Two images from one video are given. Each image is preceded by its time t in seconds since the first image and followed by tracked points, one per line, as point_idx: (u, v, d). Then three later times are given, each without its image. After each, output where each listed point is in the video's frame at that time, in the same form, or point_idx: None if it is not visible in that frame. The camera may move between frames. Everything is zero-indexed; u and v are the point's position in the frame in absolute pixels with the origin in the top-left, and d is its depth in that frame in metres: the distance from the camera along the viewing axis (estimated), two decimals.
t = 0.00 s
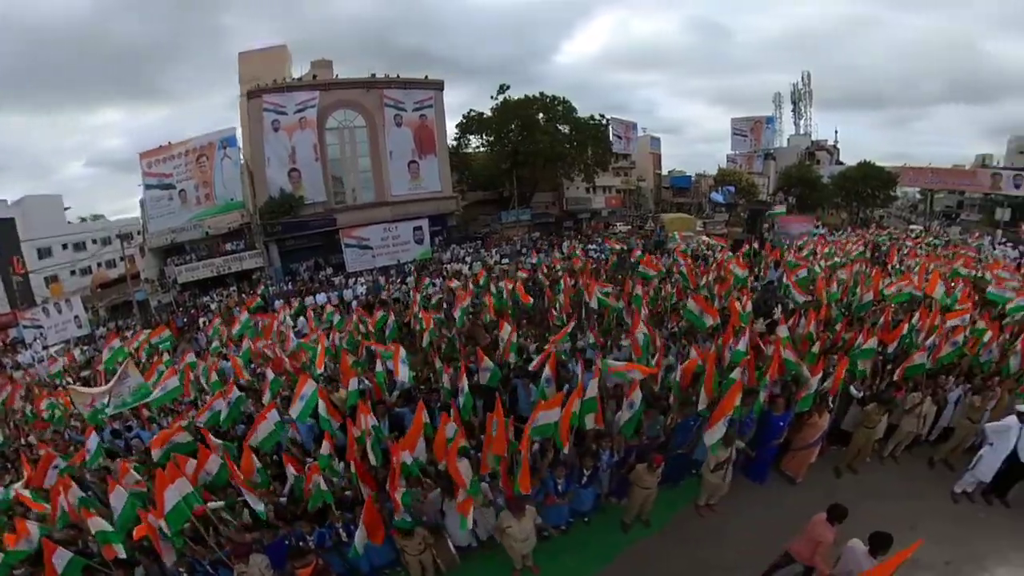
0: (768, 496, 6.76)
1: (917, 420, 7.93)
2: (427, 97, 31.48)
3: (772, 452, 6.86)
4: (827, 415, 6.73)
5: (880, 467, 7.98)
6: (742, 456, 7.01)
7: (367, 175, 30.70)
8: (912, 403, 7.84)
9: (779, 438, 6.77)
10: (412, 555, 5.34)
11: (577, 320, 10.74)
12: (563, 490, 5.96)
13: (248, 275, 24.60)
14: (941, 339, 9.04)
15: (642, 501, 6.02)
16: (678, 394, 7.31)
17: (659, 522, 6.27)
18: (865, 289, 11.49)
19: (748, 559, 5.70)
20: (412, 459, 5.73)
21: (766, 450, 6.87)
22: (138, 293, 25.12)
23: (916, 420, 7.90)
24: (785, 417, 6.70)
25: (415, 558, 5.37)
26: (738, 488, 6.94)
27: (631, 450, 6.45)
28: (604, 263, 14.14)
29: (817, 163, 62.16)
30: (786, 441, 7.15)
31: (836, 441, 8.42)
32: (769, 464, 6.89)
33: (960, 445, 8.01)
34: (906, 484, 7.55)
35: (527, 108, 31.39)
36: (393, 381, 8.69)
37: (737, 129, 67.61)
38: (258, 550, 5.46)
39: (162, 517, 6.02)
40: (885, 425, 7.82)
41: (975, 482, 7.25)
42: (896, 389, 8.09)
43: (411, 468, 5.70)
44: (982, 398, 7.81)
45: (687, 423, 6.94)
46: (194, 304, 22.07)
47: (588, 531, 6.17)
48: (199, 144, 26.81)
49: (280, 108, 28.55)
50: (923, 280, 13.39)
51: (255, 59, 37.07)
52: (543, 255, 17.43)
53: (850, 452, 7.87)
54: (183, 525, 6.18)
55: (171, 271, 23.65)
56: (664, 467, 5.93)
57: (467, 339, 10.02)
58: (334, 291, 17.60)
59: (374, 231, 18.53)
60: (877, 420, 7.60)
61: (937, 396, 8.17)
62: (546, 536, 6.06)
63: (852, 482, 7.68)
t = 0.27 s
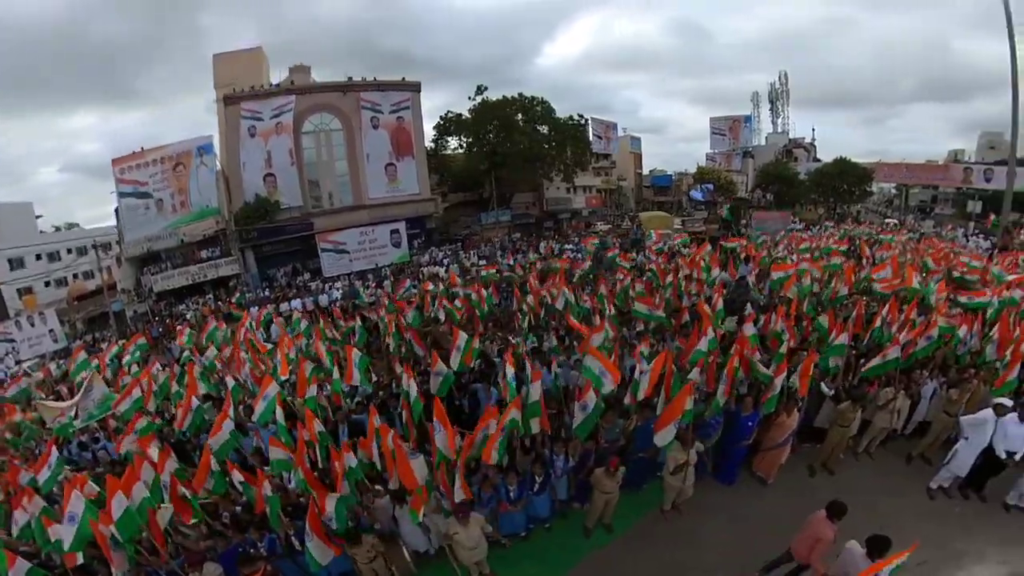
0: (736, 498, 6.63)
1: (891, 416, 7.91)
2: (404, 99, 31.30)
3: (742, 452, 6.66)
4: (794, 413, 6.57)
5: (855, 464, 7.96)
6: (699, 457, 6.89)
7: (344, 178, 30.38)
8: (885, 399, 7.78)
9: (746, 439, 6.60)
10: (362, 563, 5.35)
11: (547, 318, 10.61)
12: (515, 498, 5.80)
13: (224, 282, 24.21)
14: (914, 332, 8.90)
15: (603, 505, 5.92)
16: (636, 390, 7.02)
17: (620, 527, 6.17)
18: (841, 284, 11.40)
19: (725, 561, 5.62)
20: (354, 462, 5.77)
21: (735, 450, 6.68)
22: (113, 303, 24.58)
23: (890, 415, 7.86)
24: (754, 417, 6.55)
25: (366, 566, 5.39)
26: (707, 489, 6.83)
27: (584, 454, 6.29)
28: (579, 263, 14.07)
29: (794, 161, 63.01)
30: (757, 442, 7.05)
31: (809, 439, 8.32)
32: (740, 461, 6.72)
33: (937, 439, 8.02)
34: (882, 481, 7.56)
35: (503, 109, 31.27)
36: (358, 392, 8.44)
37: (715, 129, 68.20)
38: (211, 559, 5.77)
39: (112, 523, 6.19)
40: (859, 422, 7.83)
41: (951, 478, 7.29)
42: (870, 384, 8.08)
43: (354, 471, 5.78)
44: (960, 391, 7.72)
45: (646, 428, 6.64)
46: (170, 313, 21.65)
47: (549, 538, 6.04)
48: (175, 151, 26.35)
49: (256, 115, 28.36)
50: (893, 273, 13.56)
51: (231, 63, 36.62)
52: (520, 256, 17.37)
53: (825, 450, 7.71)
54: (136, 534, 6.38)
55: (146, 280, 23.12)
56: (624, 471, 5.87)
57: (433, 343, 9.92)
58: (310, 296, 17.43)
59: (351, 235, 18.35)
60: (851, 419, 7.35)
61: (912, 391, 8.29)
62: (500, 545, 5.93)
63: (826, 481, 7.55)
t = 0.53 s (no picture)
0: (709, 504, 6.57)
1: (868, 418, 7.88)
2: (389, 103, 31.27)
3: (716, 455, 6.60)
4: (769, 418, 6.44)
5: (835, 468, 7.93)
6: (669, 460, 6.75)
7: (329, 182, 30.33)
8: (862, 401, 7.76)
9: (718, 442, 6.47)
10: (322, 570, 5.45)
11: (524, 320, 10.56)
12: (475, 506, 5.78)
13: (210, 289, 24.06)
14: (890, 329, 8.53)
15: (565, 513, 5.89)
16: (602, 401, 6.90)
17: (588, 533, 6.12)
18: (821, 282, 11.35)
19: (706, 563, 5.64)
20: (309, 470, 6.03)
21: (709, 454, 6.60)
22: (99, 313, 24.29)
23: (868, 417, 7.82)
24: (725, 421, 6.41)
25: (327, 573, 5.49)
26: (684, 497, 6.71)
27: (546, 463, 6.13)
28: (559, 264, 14.08)
29: (779, 160, 63.72)
30: (731, 446, 6.94)
31: (787, 442, 7.82)
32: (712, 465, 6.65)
33: (918, 439, 8.04)
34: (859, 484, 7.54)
35: (486, 111, 31.26)
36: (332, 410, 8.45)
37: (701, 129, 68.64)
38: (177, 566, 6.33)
39: (78, 530, 6.57)
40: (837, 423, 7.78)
41: (933, 481, 7.34)
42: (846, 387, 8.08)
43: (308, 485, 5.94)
44: (940, 391, 7.74)
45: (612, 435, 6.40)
46: (156, 321, 21.43)
47: (516, 546, 6.01)
48: (157, 157, 26.05)
49: (241, 121, 28.05)
50: (869, 269, 13.72)
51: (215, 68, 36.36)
52: (503, 258, 17.34)
53: (806, 453, 7.17)
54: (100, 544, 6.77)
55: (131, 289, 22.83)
56: (583, 477, 5.83)
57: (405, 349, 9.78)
58: (294, 301, 17.33)
59: (335, 240, 18.27)
60: (831, 422, 6.88)
61: (891, 391, 8.28)
62: (461, 552, 5.90)
63: (805, 485, 7.07)
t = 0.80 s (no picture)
0: (685, 511, 6.60)
1: (846, 421, 7.89)
2: (376, 108, 31.24)
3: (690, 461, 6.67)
4: (742, 424, 6.50)
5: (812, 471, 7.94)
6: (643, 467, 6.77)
7: (316, 187, 30.27)
8: (839, 405, 7.77)
9: (690, 448, 6.55)
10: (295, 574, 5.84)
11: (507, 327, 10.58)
12: (444, 512, 5.85)
13: (198, 296, 23.95)
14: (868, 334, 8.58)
15: (533, 521, 5.95)
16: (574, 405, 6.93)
17: (560, 539, 6.16)
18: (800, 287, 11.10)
19: (685, 566, 5.70)
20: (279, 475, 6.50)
21: (682, 460, 6.68)
22: (86, 321, 24.11)
23: (846, 421, 7.85)
24: (695, 426, 6.51)
25: None
26: (663, 503, 6.74)
27: (516, 469, 6.24)
28: (543, 268, 14.16)
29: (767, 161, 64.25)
30: (706, 452, 6.98)
31: (765, 446, 7.77)
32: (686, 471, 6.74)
33: (897, 441, 8.07)
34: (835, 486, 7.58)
35: (473, 114, 31.38)
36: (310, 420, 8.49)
37: (690, 130, 69.02)
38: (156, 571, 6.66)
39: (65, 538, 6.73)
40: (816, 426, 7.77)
41: (913, 484, 7.36)
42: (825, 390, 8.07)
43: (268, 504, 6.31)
44: (920, 394, 7.79)
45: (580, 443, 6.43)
46: (143, 329, 21.30)
47: (489, 552, 6.06)
48: (143, 162, 25.78)
49: (229, 126, 28.00)
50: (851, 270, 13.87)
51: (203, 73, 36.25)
52: (491, 261, 17.38)
53: (783, 458, 7.12)
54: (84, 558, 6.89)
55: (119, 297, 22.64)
56: (547, 484, 5.88)
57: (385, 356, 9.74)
58: (281, 307, 17.32)
59: (321, 245, 18.29)
60: (807, 426, 6.82)
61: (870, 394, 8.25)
62: (435, 556, 5.99)
63: (782, 490, 7.06)
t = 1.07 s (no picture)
0: (659, 517, 6.63)
1: (823, 428, 7.85)
2: (363, 112, 31.19)
3: (663, 468, 6.70)
4: (715, 431, 6.50)
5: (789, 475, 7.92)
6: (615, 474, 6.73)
7: (303, 193, 30.21)
8: (816, 411, 7.76)
9: (663, 455, 6.55)
10: None
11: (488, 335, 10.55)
12: (414, 519, 5.91)
13: (185, 303, 23.84)
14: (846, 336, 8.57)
15: (503, 528, 5.99)
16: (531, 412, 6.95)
17: (532, 545, 6.22)
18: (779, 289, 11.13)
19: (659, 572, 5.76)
20: (251, 483, 6.81)
21: (656, 466, 6.69)
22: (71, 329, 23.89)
23: (822, 427, 7.82)
24: (667, 433, 6.53)
25: None
26: (638, 511, 6.76)
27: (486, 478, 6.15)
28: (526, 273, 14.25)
29: (755, 162, 64.77)
30: (680, 459, 7.01)
31: (742, 451, 7.79)
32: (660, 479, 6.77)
33: (875, 444, 8.15)
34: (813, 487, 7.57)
35: (461, 118, 31.43)
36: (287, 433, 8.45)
37: (678, 132, 69.47)
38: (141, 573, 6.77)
39: (49, 543, 6.86)
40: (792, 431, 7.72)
41: (892, 488, 7.41)
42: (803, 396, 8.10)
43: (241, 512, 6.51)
44: (891, 401, 7.98)
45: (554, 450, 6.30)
46: (129, 336, 21.18)
47: (463, 558, 6.14)
48: (128, 169, 25.39)
49: (215, 132, 27.88)
50: (833, 272, 13.99)
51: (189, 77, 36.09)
52: (477, 266, 17.36)
53: (757, 464, 7.21)
54: (67, 566, 6.91)
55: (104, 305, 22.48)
56: (513, 492, 5.89)
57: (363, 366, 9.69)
58: (267, 314, 17.31)
59: (308, 251, 18.34)
60: (780, 433, 6.93)
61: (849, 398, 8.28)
62: (410, 561, 6.11)
63: (760, 496, 7.09)
